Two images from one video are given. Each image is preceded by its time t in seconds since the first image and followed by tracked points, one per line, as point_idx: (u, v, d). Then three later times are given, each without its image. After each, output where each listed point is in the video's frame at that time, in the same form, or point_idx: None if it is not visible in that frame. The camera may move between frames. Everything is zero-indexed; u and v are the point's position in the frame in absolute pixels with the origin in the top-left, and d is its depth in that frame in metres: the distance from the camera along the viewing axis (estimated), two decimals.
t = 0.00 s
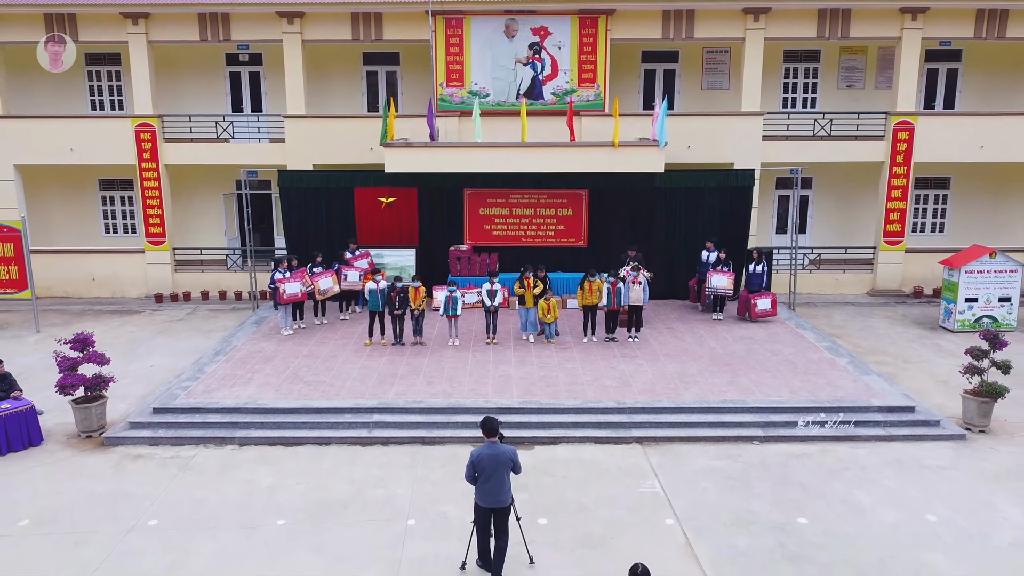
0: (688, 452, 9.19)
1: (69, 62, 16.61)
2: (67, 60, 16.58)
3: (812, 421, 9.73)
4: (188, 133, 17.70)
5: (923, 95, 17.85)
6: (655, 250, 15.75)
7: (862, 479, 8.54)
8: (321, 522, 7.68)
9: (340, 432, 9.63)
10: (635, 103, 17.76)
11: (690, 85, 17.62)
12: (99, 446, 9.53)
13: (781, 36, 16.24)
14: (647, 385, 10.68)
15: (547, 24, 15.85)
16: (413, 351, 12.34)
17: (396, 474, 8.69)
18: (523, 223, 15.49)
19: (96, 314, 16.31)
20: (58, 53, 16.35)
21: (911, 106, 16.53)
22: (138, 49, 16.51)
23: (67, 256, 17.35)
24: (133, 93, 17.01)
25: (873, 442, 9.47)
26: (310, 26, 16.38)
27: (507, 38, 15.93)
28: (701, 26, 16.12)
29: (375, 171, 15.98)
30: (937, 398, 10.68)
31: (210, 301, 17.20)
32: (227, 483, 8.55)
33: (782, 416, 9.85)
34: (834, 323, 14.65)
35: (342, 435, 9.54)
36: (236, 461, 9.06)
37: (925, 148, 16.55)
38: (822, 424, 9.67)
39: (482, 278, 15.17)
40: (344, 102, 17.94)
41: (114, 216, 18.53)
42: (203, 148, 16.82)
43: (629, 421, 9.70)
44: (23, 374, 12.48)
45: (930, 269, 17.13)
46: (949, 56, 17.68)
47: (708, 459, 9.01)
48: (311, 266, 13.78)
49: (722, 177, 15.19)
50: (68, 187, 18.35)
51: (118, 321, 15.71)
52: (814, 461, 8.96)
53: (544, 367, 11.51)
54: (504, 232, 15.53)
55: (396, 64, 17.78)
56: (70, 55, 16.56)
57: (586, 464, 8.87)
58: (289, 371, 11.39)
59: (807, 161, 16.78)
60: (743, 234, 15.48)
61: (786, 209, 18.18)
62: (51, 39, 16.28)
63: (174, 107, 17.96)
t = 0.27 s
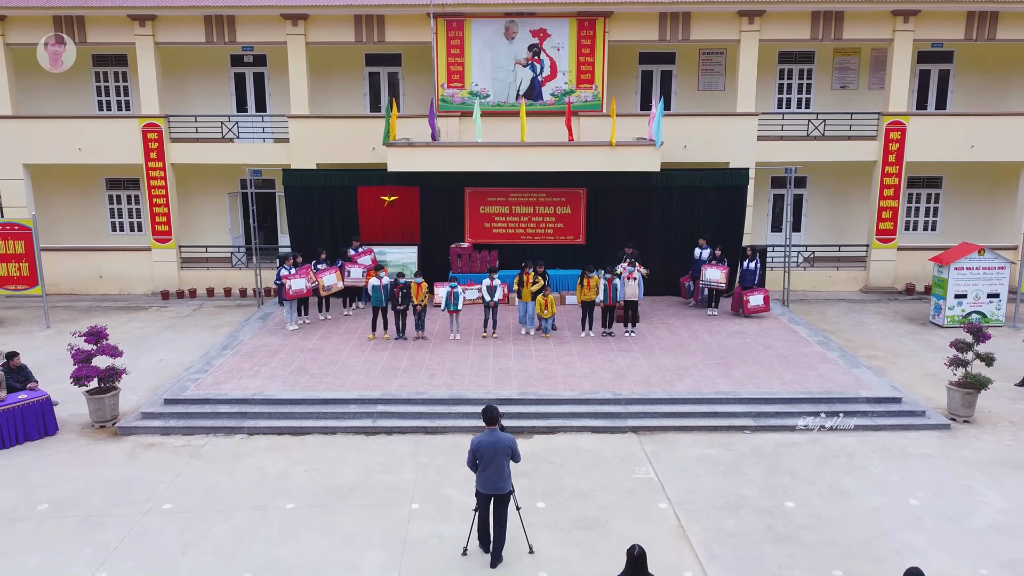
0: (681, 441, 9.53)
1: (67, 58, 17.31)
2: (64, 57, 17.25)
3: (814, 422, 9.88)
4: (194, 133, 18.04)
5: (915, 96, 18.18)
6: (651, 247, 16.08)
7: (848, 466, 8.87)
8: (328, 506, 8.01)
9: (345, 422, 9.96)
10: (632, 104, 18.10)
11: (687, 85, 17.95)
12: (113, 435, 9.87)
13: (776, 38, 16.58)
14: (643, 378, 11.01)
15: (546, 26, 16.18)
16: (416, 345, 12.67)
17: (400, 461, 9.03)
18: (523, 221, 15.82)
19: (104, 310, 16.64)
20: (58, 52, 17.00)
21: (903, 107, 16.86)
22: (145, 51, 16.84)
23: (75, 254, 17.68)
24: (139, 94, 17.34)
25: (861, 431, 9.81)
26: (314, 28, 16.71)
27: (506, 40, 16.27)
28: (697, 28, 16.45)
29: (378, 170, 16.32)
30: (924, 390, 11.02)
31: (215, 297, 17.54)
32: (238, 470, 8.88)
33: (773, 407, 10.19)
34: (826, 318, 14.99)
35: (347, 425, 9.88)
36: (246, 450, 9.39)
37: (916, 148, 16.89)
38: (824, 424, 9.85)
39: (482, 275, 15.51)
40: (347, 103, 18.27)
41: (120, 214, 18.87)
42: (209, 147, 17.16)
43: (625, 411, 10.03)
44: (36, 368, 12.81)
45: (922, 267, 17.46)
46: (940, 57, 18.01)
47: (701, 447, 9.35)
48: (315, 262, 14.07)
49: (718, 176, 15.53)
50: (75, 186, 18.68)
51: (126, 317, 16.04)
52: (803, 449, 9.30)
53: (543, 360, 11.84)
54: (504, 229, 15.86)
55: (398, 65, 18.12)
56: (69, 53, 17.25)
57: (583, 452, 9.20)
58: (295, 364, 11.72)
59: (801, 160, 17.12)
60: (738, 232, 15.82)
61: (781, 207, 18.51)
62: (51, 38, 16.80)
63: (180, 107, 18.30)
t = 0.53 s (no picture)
0: (675, 429, 9.88)
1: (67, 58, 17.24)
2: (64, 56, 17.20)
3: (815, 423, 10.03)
4: (200, 132, 18.40)
5: (908, 96, 18.52)
6: (648, 245, 16.43)
7: (835, 453, 9.22)
8: (336, 490, 8.36)
9: (351, 412, 10.32)
10: (630, 104, 18.44)
11: (683, 86, 18.30)
12: (126, 425, 10.21)
13: (770, 40, 16.92)
14: (639, 370, 11.36)
15: (545, 28, 16.52)
16: (418, 339, 13.02)
17: (404, 449, 9.38)
18: (522, 219, 16.17)
19: (113, 306, 16.98)
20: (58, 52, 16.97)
21: (895, 107, 17.22)
22: (153, 52, 17.18)
23: (83, 251, 18.03)
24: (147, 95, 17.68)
25: (849, 421, 10.15)
26: (318, 30, 17.06)
27: (506, 41, 16.61)
28: (693, 30, 16.79)
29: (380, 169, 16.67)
30: (911, 382, 11.37)
31: (221, 294, 17.89)
32: (248, 457, 9.23)
33: (764, 397, 10.54)
34: (819, 314, 15.33)
35: (352, 414, 10.23)
36: (255, 438, 9.74)
37: (908, 148, 17.24)
38: (824, 424, 9.99)
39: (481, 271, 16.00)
40: (350, 103, 18.61)
41: (127, 213, 19.21)
42: (215, 147, 17.51)
43: (621, 401, 10.38)
44: (48, 361, 13.16)
45: (914, 264, 17.81)
46: (932, 58, 18.36)
47: (694, 436, 9.70)
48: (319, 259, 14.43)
49: (713, 175, 15.88)
50: (83, 185, 19.02)
51: (134, 313, 16.38)
52: (793, 437, 9.64)
53: (542, 354, 12.19)
54: (504, 227, 16.22)
55: (400, 67, 18.47)
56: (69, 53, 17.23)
57: (580, 440, 9.55)
58: (301, 357, 12.07)
59: (795, 160, 17.47)
60: (732, 229, 16.18)
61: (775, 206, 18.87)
62: (52, 39, 16.77)
63: (186, 108, 18.64)
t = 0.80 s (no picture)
0: (670, 419, 10.24)
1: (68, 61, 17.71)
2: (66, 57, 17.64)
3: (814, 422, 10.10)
4: (206, 132, 18.77)
5: (900, 97, 18.87)
6: (645, 242, 16.79)
7: (824, 441, 9.58)
8: (344, 476, 8.71)
9: (356, 402, 10.68)
10: (628, 105, 18.80)
11: (680, 87, 18.66)
12: (140, 415, 10.57)
13: (765, 42, 17.28)
14: (635, 363, 11.73)
15: (545, 30, 16.88)
16: (421, 334, 13.38)
17: (408, 437, 9.74)
18: (523, 217, 16.53)
19: (121, 303, 17.34)
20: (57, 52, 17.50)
21: (887, 108, 17.57)
22: (160, 54, 17.53)
23: (91, 249, 18.38)
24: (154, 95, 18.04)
25: (838, 411, 10.51)
26: (322, 32, 17.41)
27: (507, 43, 16.96)
28: (690, 32, 17.13)
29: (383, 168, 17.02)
30: (899, 374, 11.72)
31: (227, 290, 18.24)
32: (257, 445, 9.58)
33: (756, 388, 10.90)
34: (813, 310, 15.69)
35: (358, 405, 10.59)
36: (265, 427, 10.09)
37: (900, 147, 17.59)
38: (823, 423, 10.06)
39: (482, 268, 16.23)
40: (353, 104, 18.97)
41: (134, 211, 19.56)
42: (221, 147, 17.86)
43: (617, 392, 10.74)
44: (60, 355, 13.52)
45: (906, 261, 18.17)
46: (925, 60, 18.70)
47: (688, 425, 10.06)
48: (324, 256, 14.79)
49: (709, 175, 16.25)
50: (91, 184, 19.36)
51: (141, 309, 16.73)
52: (783, 426, 10.00)
53: (541, 347, 12.55)
54: (504, 225, 16.59)
55: (402, 68, 18.83)
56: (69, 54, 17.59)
57: (578, 429, 9.92)
58: (308, 350, 12.44)
59: (790, 159, 17.82)
60: (728, 227, 16.54)
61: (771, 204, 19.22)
62: (54, 41, 17.40)
63: (192, 108, 19.00)
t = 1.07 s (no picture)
0: (665, 409, 10.62)
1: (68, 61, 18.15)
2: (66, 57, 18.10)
3: (814, 423, 10.11)
4: (213, 132, 19.14)
5: (893, 97, 19.23)
6: (643, 239, 17.17)
7: (812, 429, 9.96)
8: (351, 461, 9.09)
9: (362, 393, 11.06)
10: (626, 105, 19.17)
11: (677, 88, 19.03)
12: (153, 405, 10.95)
13: (760, 43, 17.65)
14: (631, 355, 12.11)
15: (544, 32, 17.25)
16: (424, 328, 13.77)
17: (413, 426, 10.11)
18: (523, 215, 16.90)
19: (129, 299, 17.71)
20: (57, 52, 17.95)
21: (880, 108, 17.94)
22: (167, 55, 17.90)
23: (100, 247, 18.74)
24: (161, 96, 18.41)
25: (827, 401, 10.89)
26: (326, 34, 17.78)
27: (507, 44, 17.34)
28: (686, 34, 17.50)
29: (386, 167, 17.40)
30: (887, 367, 12.10)
31: (233, 287, 18.61)
32: (267, 433, 9.96)
33: (748, 379, 11.28)
34: (806, 306, 16.06)
35: (364, 395, 10.97)
36: (274, 416, 10.47)
37: (893, 147, 17.96)
38: (823, 425, 10.06)
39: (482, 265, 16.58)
40: (356, 104, 19.33)
41: (141, 210, 19.92)
42: (227, 146, 18.23)
43: (614, 383, 11.12)
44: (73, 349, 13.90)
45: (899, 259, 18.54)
46: (917, 61, 19.07)
47: (682, 414, 10.44)
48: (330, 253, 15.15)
49: (705, 173, 16.64)
50: (99, 183, 19.72)
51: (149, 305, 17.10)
52: (774, 415, 10.38)
53: (541, 341, 12.94)
54: (505, 223, 16.96)
55: (404, 69, 19.20)
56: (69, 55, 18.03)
57: (576, 418, 10.30)
58: (314, 344, 12.82)
59: (785, 158, 18.19)
60: (723, 225, 16.93)
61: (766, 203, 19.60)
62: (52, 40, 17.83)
63: (198, 108, 19.37)
